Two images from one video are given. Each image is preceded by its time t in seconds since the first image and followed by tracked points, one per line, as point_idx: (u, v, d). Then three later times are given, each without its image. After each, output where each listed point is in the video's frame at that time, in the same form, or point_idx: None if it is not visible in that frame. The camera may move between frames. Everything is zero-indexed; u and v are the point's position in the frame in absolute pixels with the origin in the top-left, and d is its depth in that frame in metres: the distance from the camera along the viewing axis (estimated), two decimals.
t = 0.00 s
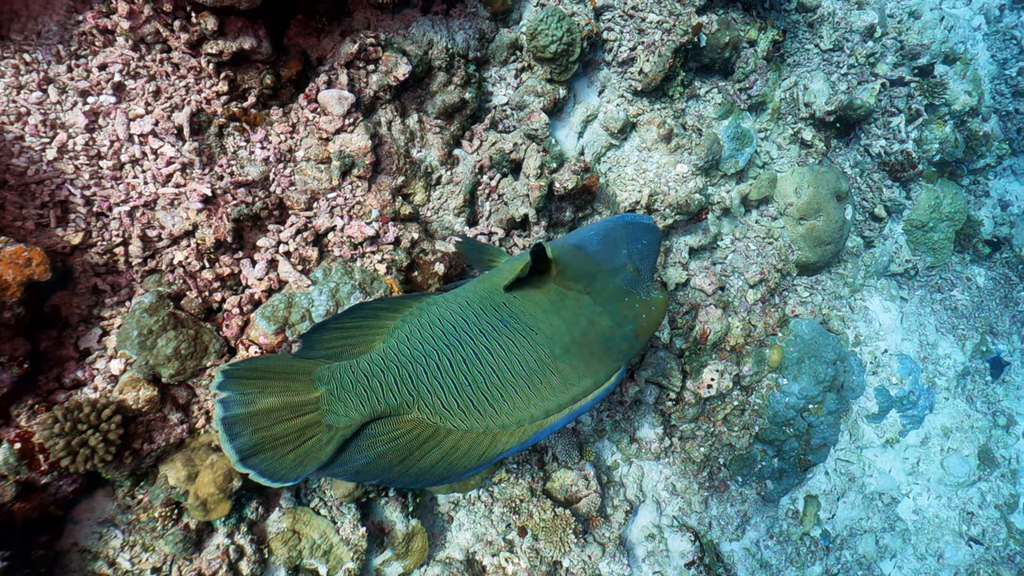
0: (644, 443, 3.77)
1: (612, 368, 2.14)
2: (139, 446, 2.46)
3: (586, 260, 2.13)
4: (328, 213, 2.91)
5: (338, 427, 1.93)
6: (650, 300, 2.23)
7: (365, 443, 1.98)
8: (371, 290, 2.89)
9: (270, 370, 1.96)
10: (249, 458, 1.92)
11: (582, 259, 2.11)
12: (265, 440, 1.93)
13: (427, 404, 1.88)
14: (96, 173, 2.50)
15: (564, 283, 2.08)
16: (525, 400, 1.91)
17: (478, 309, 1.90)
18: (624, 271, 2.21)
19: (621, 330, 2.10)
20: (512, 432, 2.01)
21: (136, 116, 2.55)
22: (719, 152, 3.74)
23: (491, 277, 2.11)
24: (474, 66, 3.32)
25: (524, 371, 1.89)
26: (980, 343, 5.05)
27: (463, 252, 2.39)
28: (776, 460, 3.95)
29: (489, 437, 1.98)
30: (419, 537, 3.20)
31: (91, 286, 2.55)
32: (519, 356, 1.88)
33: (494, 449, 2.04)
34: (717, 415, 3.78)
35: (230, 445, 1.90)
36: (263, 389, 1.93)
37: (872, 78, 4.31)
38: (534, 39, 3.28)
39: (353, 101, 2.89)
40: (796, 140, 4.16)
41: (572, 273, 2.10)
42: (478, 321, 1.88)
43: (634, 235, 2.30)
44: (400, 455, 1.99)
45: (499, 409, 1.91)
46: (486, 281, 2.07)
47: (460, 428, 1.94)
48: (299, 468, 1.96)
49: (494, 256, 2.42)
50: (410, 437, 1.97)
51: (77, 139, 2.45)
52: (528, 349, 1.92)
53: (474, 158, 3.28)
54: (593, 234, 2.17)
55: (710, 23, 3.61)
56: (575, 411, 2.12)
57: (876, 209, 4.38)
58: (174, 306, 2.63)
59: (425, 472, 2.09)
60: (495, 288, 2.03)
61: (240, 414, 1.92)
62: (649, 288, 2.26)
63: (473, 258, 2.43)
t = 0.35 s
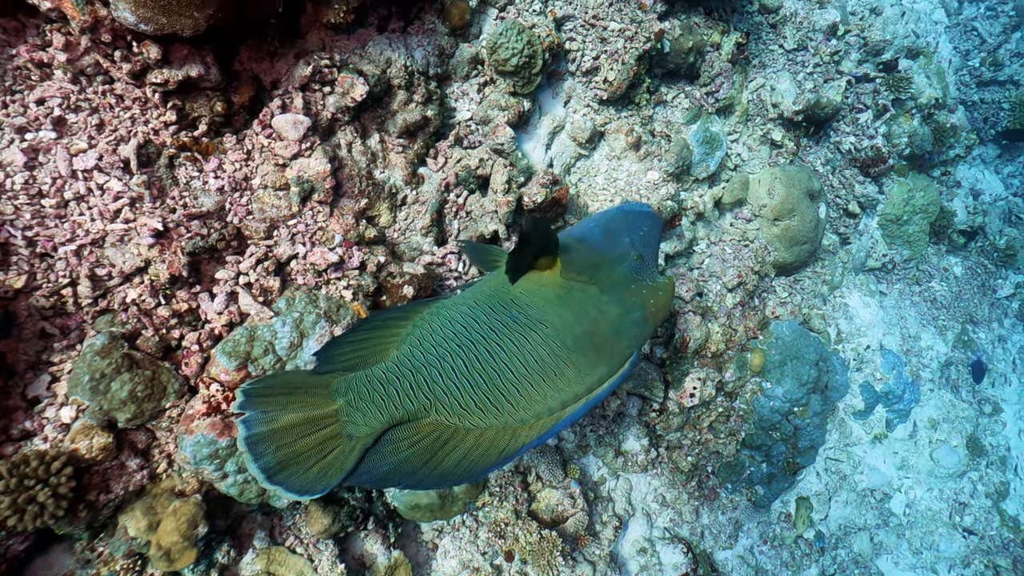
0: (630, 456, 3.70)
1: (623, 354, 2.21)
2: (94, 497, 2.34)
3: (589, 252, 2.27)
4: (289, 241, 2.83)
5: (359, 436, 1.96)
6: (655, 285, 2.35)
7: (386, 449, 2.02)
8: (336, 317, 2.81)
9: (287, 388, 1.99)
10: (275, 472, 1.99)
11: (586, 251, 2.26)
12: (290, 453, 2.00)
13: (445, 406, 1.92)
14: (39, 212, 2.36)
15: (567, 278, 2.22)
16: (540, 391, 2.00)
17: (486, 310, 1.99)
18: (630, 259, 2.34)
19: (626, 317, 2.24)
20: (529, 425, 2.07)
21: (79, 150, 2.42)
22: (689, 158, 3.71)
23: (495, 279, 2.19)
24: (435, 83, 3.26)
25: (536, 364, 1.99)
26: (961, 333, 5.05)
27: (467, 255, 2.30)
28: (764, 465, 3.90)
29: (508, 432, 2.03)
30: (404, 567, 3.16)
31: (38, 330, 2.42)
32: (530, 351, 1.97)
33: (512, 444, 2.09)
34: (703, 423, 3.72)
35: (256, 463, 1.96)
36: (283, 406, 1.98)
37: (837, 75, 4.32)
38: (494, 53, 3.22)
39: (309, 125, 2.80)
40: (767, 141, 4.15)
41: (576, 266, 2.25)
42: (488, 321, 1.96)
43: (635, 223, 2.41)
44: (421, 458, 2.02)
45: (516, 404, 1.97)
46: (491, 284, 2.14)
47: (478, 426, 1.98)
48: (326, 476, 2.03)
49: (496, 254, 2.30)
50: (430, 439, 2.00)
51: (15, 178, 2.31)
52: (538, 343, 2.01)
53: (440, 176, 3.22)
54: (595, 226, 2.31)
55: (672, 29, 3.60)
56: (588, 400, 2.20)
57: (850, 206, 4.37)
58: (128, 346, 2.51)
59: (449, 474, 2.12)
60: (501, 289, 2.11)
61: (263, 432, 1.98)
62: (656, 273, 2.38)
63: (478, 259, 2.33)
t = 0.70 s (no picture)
0: (618, 471, 3.62)
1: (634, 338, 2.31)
2: (51, 550, 2.20)
3: (592, 244, 2.40)
4: (255, 270, 2.74)
5: (381, 442, 1.90)
6: (657, 271, 2.51)
7: (408, 452, 1.95)
8: (307, 346, 2.71)
9: (302, 402, 1.94)
10: (300, 486, 1.95)
11: (591, 243, 2.41)
12: (313, 465, 1.95)
13: (465, 401, 1.88)
14: None
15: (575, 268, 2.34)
16: (558, 379, 2.00)
17: (497, 304, 2.02)
18: (632, 246, 2.50)
19: (633, 302, 2.38)
20: (549, 416, 2.05)
21: (26, 184, 2.28)
22: (664, 166, 3.70)
23: (503, 275, 2.24)
24: (402, 101, 3.21)
25: (552, 352, 2.01)
26: (945, 328, 5.03)
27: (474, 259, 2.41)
28: (755, 473, 3.85)
29: (530, 424, 2.00)
30: None
31: None
32: (545, 340, 1.99)
33: (532, 436, 2.07)
34: (690, 433, 3.67)
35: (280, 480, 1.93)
36: (302, 421, 1.94)
37: (808, 78, 4.33)
38: (461, 69, 3.18)
39: (270, 149, 2.72)
40: (742, 145, 4.13)
41: (582, 257, 2.37)
42: (502, 313, 1.98)
43: (634, 214, 2.55)
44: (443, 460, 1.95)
45: (535, 392, 1.96)
46: (499, 281, 2.18)
47: (499, 419, 1.93)
48: (350, 485, 1.97)
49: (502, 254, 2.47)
50: (453, 438, 1.94)
51: None
52: (552, 332, 2.04)
53: (410, 196, 3.17)
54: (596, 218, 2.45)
55: (641, 37, 3.57)
56: (604, 387, 2.20)
57: (827, 206, 4.36)
58: (87, 389, 2.35)
59: (471, 471, 2.06)
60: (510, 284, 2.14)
61: (284, 447, 1.93)
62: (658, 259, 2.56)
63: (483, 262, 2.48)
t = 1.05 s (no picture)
0: (607, 491, 3.53)
1: (644, 321, 2.29)
2: None
3: (592, 233, 2.29)
4: (217, 305, 2.62)
5: (401, 445, 2.03)
6: (662, 254, 2.41)
7: (429, 450, 2.07)
8: (275, 383, 2.62)
9: (326, 416, 2.11)
10: (331, 494, 2.10)
11: (592, 231, 2.29)
12: (341, 473, 2.11)
13: (478, 398, 1.97)
14: None
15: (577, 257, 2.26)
16: (568, 368, 2.07)
17: (501, 300, 2.05)
18: (633, 232, 2.38)
19: (639, 286, 2.31)
20: (563, 403, 2.14)
21: None
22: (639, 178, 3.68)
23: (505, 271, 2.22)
24: (367, 124, 3.14)
25: (560, 342, 2.04)
26: (928, 326, 5.02)
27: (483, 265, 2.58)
28: (745, 485, 3.79)
29: (545, 412, 2.09)
30: None
31: None
32: (551, 333, 2.02)
33: (549, 421, 2.17)
34: (678, 448, 3.60)
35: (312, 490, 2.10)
36: (325, 434, 2.10)
37: (779, 83, 4.33)
38: (426, 89, 3.12)
39: (230, 180, 2.63)
40: (716, 153, 4.11)
41: (584, 246, 2.26)
42: (506, 309, 2.01)
43: (635, 199, 2.39)
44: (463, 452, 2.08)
45: (546, 381, 2.04)
46: (501, 276, 2.18)
47: (514, 411, 2.02)
48: (379, 488, 2.12)
49: (507, 255, 2.68)
50: (470, 432, 2.05)
51: None
52: (559, 324, 2.07)
53: (380, 221, 3.10)
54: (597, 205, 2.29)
55: (608, 50, 3.56)
56: (616, 371, 2.26)
57: (805, 211, 4.35)
58: (40, 440, 2.17)
59: (492, 460, 2.19)
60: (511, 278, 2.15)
61: (311, 459, 2.09)
62: (661, 241, 2.44)
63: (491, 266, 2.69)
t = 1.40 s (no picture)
0: (596, 513, 3.44)
1: (649, 306, 2.33)
2: None
3: (594, 225, 2.32)
4: (184, 341, 2.51)
5: (420, 445, 2.04)
6: (663, 241, 2.45)
7: (449, 448, 2.07)
8: (245, 421, 2.49)
9: (344, 424, 2.14)
10: (357, 499, 2.13)
11: (592, 225, 2.32)
12: (365, 478, 2.14)
13: (493, 392, 1.97)
14: None
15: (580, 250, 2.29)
16: (580, 355, 2.08)
17: (509, 293, 2.06)
18: (633, 222, 2.41)
19: (642, 273, 2.36)
20: (577, 392, 2.15)
21: None
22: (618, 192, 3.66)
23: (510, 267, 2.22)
24: (338, 148, 3.08)
25: (569, 331, 2.07)
26: (915, 328, 5.01)
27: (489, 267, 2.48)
28: (738, 500, 3.71)
29: (560, 401, 2.09)
30: None
31: None
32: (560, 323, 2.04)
33: (565, 411, 2.17)
34: (667, 465, 3.54)
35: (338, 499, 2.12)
36: (346, 442, 2.13)
37: (755, 92, 4.33)
38: (397, 110, 3.06)
39: (192, 212, 2.54)
40: (695, 164, 4.09)
41: (584, 240, 2.31)
42: (515, 301, 2.02)
43: (633, 190, 2.42)
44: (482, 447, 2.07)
45: (560, 370, 2.04)
46: (507, 271, 2.18)
47: (529, 401, 2.03)
48: (403, 489, 2.13)
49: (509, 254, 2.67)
50: (488, 427, 2.04)
51: None
52: (567, 313, 2.09)
53: (353, 246, 3.02)
54: (596, 198, 2.34)
55: (582, 65, 3.53)
56: (627, 357, 2.28)
57: (786, 218, 4.33)
58: None
59: (511, 452, 2.18)
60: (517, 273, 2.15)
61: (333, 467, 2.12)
62: (659, 229, 2.50)
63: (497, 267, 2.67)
